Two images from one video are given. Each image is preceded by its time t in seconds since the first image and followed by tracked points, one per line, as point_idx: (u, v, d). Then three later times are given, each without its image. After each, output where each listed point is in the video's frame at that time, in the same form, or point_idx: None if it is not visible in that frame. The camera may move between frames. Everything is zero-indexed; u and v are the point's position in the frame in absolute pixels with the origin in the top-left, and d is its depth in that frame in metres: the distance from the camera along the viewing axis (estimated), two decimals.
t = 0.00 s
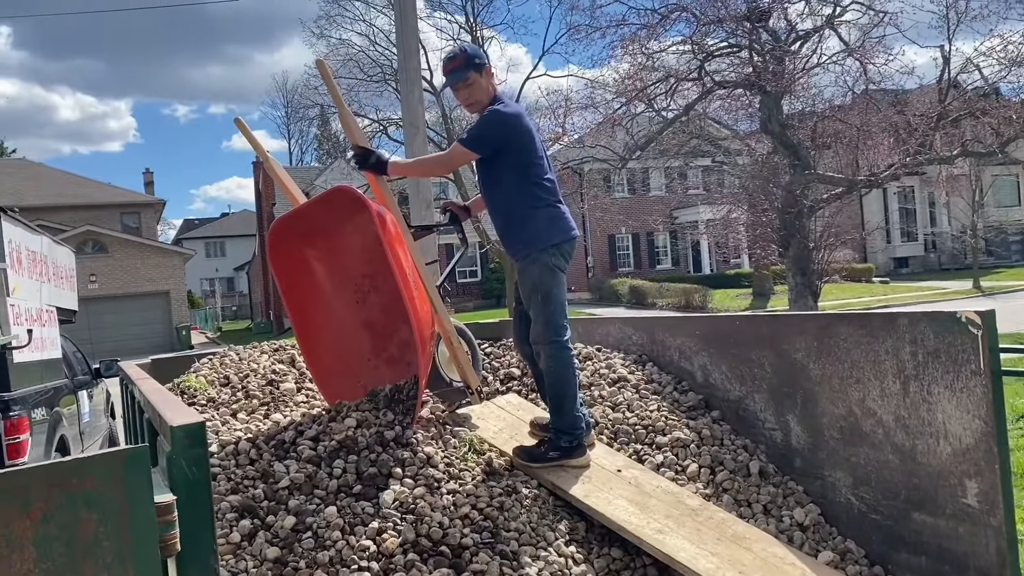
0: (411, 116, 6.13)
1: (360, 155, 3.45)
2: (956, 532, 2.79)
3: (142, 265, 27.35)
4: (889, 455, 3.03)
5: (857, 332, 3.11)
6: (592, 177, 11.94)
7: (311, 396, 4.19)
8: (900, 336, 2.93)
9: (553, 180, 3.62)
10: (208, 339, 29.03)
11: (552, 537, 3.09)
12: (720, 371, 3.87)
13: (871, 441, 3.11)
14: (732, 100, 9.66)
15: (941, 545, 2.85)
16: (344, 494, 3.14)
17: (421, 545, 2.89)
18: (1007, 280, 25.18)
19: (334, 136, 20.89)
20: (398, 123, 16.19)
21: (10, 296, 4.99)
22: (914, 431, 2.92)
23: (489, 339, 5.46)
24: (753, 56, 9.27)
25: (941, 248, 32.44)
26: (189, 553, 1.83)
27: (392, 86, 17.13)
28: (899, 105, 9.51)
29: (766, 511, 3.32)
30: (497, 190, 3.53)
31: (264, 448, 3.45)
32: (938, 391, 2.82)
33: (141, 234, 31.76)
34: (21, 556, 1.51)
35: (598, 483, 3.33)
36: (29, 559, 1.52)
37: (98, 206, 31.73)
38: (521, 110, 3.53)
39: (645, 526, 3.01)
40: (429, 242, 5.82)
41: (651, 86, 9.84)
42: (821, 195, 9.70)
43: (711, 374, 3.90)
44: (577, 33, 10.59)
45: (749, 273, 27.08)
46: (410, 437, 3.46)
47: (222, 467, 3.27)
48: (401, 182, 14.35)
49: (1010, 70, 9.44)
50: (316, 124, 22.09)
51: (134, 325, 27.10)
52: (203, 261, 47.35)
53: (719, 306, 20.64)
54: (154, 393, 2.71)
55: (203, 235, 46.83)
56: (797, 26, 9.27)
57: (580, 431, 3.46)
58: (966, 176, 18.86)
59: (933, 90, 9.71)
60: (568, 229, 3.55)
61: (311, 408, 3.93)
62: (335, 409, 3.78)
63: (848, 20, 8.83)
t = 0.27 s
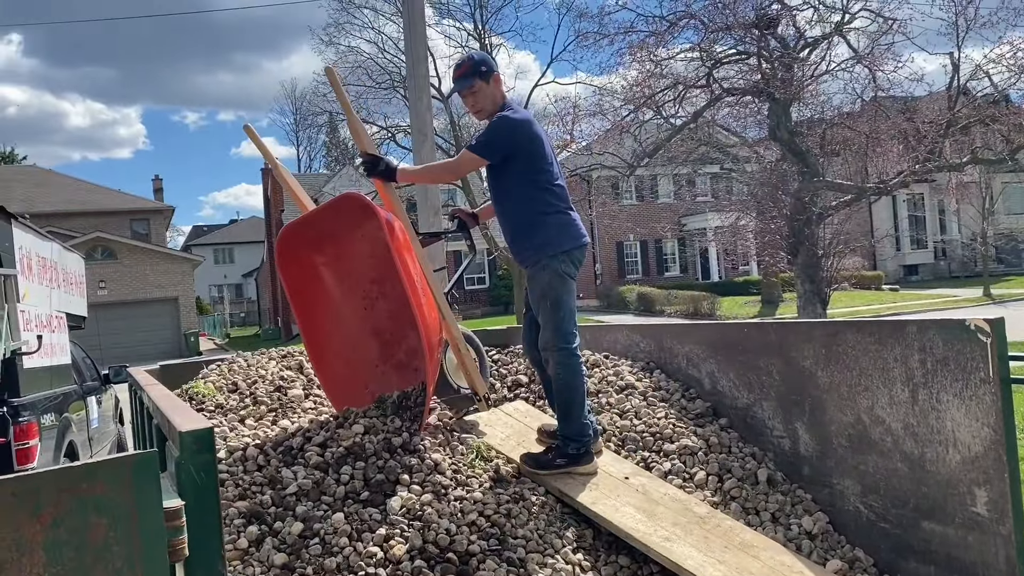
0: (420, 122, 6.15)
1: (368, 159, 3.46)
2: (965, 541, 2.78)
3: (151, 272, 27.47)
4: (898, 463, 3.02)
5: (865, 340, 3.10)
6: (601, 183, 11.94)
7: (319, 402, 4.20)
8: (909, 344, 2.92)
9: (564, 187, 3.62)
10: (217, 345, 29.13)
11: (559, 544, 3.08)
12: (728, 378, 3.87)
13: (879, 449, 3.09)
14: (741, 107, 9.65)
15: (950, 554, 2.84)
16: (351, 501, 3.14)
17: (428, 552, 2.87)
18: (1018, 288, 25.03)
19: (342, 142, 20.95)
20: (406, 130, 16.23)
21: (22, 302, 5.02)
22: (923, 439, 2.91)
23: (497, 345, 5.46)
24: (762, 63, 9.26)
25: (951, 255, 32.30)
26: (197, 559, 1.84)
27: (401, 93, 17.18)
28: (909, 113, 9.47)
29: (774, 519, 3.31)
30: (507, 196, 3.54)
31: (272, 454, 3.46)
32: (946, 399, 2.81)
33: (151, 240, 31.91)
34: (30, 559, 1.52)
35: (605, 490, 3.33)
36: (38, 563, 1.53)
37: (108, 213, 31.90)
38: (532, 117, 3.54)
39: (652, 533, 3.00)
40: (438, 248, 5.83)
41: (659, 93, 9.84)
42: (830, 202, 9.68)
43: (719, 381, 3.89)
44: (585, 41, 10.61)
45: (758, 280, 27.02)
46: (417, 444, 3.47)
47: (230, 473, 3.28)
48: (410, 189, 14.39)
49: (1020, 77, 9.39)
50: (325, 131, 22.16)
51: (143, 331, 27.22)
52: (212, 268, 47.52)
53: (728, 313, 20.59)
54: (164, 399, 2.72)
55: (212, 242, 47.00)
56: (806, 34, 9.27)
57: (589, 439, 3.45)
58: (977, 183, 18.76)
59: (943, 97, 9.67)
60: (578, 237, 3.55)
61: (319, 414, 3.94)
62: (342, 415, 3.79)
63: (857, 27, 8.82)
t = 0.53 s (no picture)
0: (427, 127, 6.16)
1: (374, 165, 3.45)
2: (973, 547, 2.77)
3: (159, 276, 27.57)
4: (904, 469, 3.01)
5: (872, 345, 3.09)
6: (607, 189, 11.94)
7: (325, 406, 4.21)
8: (915, 349, 2.92)
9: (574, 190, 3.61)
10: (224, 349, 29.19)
11: (565, 549, 3.07)
12: (733, 384, 3.86)
13: (886, 455, 3.08)
14: (747, 112, 9.64)
15: (957, 560, 2.82)
16: (356, 505, 3.14)
17: (433, 556, 2.87)
18: None
19: (349, 148, 21.00)
20: (413, 136, 16.27)
21: (30, 306, 5.05)
22: (930, 445, 2.90)
23: (503, 350, 5.47)
24: (768, 68, 9.25)
25: (959, 261, 32.19)
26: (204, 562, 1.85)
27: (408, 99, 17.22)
28: (916, 118, 9.45)
29: (780, 525, 3.30)
30: (515, 200, 3.55)
31: (278, 458, 3.47)
32: (953, 404, 2.80)
33: (158, 245, 32.02)
34: (37, 561, 1.53)
35: (611, 495, 3.32)
36: (45, 565, 1.54)
37: (116, 218, 32.03)
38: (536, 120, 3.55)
39: (658, 538, 2.99)
40: (444, 253, 5.84)
41: (665, 99, 9.85)
42: (836, 208, 9.66)
43: (725, 387, 3.89)
44: (591, 46, 10.62)
45: (765, 286, 26.96)
46: (422, 448, 3.47)
47: (236, 477, 3.29)
48: (416, 194, 14.41)
49: None
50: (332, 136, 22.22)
51: (150, 336, 27.30)
52: (219, 273, 47.64)
53: (734, 319, 20.54)
54: (170, 403, 2.73)
55: (219, 247, 47.14)
56: (812, 39, 9.27)
57: (595, 443, 3.46)
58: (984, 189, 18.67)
59: (950, 103, 9.64)
60: (589, 239, 3.53)
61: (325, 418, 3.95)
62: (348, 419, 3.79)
63: (863, 33, 8.80)
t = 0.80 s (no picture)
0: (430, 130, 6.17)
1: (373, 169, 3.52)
2: (977, 552, 2.76)
3: (163, 280, 27.61)
4: (908, 473, 3.00)
5: (876, 349, 3.08)
6: (610, 192, 11.94)
7: (328, 410, 4.21)
8: (919, 353, 2.91)
9: (579, 197, 3.57)
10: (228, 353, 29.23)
11: (567, 553, 3.06)
12: (737, 388, 3.86)
13: (890, 459, 3.08)
14: (751, 116, 9.64)
15: (962, 565, 2.81)
16: (359, 508, 3.14)
17: (436, 560, 2.87)
18: None
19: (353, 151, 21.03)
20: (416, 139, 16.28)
21: (34, 309, 5.06)
22: (934, 449, 2.89)
23: (506, 353, 5.46)
24: (772, 71, 9.24)
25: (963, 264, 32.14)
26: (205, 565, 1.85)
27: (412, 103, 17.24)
28: (921, 121, 9.43)
29: (784, 529, 3.29)
30: (517, 208, 3.53)
31: (281, 462, 3.47)
32: (957, 409, 2.79)
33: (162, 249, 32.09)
34: (38, 565, 1.54)
35: (613, 499, 3.32)
36: (46, 569, 1.54)
37: (120, 222, 32.10)
38: (538, 126, 3.53)
39: (661, 543, 2.99)
40: (447, 257, 5.84)
41: (668, 102, 9.85)
42: (840, 211, 9.65)
43: (729, 391, 3.88)
44: (594, 50, 10.63)
45: (768, 289, 26.94)
46: (425, 451, 3.47)
47: (239, 480, 3.29)
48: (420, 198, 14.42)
49: None
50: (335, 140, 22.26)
51: (155, 339, 27.35)
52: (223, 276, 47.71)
53: (737, 322, 20.53)
54: (173, 406, 2.73)
55: (223, 250, 47.22)
56: (816, 43, 9.27)
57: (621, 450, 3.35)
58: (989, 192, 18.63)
59: (955, 106, 9.63)
60: (594, 246, 3.47)
61: (327, 421, 3.95)
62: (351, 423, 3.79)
63: (867, 36, 8.80)
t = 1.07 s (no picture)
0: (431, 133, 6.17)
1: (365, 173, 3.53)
2: (979, 557, 2.75)
3: (165, 283, 27.65)
4: (910, 478, 3.00)
5: (877, 354, 3.08)
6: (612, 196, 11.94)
7: (330, 414, 4.21)
8: (921, 358, 2.91)
9: (583, 214, 3.51)
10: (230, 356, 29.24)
11: (569, 558, 3.05)
12: (739, 392, 3.86)
13: (892, 464, 3.07)
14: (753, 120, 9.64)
15: (964, 570, 2.81)
16: (360, 513, 3.14)
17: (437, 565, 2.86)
18: None
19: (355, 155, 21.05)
20: (419, 142, 16.30)
21: (37, 312, 5.06)
22: (936, 454, 2.89)
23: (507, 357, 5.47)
24: (773, 75, 9.25)
25: (966, 268, 32.14)
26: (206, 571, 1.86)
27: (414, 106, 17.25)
28: (923, 125, 9.44)
29: (785, 534, 3.28)
30: (519, 222, 3.47)
31: (283, 466, 3.47)
32: (959, 414, 2.78)
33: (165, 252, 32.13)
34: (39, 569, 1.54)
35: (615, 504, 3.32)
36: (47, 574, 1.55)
37: (123, 225, 32.14)
38: (542, 141, 3.48)
39: (663, 548, 2.99)
40: (449, 260, 5.85)
41: (670, 106, 9.85)
42: (843, 215, 9.65)
43: (731, 395, 3.88)
44: (596, 54, 10.64)
45: (770, 293, 26.93)
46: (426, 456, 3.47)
47: (241, 485, 3.29)
48: (422, 201, 14.44)
49: None
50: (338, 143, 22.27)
51: (157, 342, 27.38)
52: (225, 279, 47.78)
53: (739, 325, 20.54)
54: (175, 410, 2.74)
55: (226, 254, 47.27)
56: (817, 46, 9.26)
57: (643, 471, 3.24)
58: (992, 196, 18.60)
59: (957, 109, 9.62)
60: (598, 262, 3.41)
61: (329, 426, 3.95)
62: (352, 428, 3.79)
63: (869, 40, 8.81)
